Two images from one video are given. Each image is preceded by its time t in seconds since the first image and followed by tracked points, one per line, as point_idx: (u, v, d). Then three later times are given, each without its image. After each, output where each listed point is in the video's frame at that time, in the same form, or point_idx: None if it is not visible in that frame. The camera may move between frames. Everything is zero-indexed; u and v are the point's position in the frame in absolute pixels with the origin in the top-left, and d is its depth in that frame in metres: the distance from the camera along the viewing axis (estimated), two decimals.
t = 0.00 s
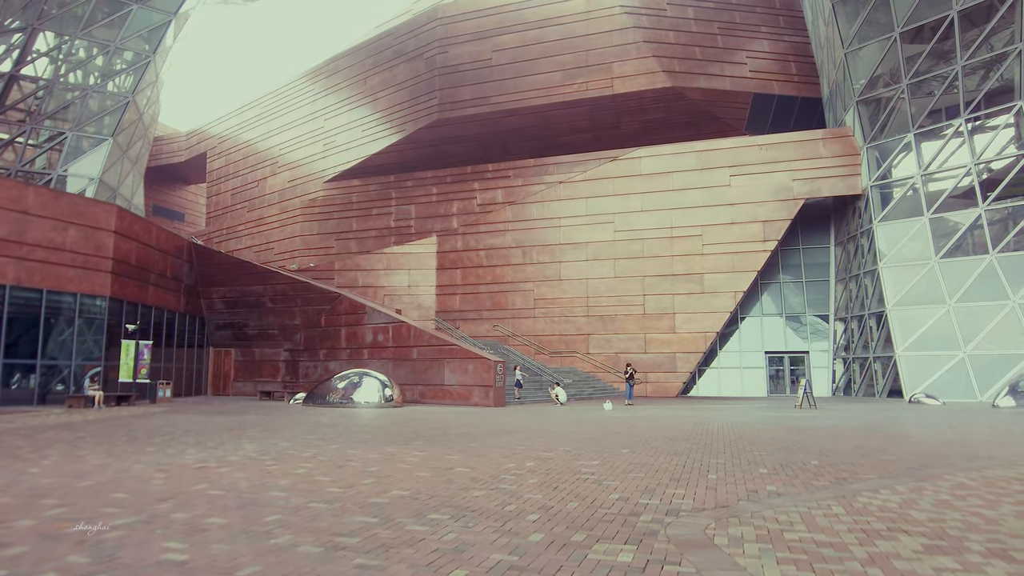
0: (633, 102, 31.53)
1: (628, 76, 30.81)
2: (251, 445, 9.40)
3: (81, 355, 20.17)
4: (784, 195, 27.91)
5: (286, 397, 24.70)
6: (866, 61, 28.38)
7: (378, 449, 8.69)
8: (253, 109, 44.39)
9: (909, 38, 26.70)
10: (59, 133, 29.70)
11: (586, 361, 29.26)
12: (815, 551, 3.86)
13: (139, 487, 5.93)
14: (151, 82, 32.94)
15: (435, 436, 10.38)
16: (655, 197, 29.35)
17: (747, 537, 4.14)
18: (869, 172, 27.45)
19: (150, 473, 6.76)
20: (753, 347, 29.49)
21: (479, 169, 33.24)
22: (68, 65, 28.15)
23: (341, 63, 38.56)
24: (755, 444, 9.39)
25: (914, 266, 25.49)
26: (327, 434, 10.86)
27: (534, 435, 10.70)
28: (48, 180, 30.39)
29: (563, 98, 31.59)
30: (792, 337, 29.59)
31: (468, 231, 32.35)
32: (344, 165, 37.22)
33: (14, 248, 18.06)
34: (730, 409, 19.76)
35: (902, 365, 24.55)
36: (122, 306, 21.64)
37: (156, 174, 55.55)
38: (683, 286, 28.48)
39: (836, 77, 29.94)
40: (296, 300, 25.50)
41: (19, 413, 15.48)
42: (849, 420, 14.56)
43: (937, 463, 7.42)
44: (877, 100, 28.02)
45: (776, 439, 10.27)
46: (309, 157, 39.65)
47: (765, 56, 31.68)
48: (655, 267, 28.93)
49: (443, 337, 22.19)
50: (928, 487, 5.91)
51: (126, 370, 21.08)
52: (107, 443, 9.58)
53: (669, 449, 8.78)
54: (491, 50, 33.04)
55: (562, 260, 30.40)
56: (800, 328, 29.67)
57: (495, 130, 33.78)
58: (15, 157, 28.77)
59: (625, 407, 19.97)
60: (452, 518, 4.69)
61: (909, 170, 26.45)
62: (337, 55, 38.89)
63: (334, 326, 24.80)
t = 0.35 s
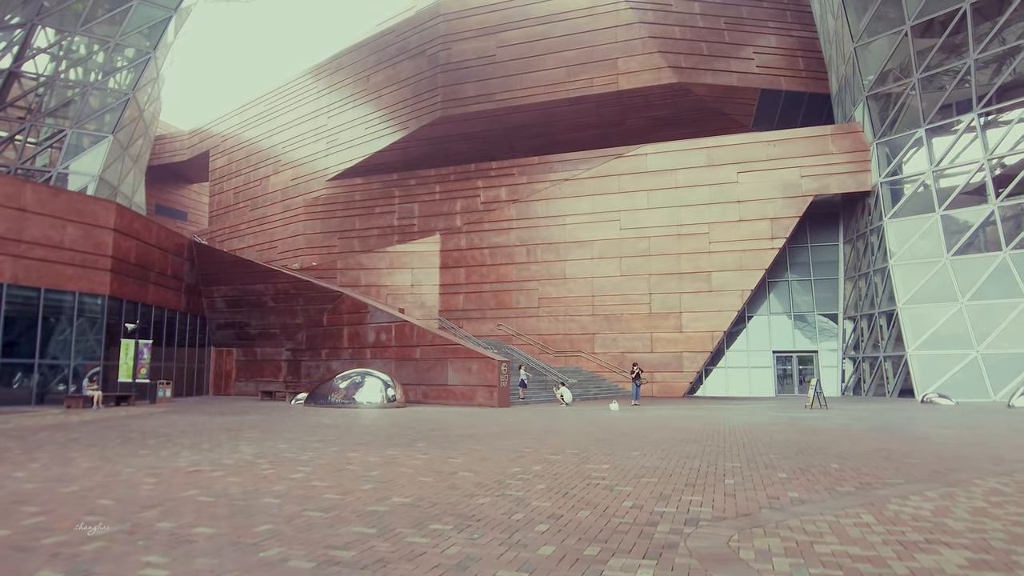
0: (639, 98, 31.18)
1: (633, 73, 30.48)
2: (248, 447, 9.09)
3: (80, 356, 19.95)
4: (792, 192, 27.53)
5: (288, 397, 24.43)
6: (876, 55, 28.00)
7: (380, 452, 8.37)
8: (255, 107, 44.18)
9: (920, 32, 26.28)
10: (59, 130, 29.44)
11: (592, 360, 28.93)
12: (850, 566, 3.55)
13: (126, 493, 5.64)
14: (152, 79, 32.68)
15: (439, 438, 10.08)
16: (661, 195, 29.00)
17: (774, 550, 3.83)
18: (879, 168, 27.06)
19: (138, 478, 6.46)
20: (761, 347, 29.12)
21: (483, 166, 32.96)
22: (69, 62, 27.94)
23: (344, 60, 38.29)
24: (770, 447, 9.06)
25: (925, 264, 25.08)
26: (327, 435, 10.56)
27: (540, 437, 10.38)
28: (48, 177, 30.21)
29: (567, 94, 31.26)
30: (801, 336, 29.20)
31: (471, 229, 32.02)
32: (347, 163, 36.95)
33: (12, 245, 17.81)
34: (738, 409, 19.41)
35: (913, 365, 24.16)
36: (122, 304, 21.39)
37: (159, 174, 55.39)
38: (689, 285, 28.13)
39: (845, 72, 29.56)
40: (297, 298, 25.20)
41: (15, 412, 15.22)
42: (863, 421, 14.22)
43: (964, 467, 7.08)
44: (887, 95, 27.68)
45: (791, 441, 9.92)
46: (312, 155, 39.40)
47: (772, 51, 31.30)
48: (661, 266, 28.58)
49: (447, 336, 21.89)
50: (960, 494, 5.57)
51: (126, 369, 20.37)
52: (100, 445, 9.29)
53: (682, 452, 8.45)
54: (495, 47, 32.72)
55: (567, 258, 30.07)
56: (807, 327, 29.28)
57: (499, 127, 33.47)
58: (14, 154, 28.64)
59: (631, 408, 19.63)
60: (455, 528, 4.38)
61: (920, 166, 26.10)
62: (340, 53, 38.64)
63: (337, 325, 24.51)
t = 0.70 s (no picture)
0: (642, 97, 30.90)
1: (637, 70, 30.19)
2: (244, 449, 8.82)
3: (78, 357, 19.70)
4: (798, 190, 27.20)
5: (288, 398, 24.17)
6: (882, 52, 27.68)
7: (379, 454, 8.10)
8: (256, 107, 43.98)
9: (926, 29, 25.97)
10: (59, 130, 29.14)
11: (595, 361, 28.63)
12: None
13: (111, 498, 5.37)
14: (152, 78, 32.45)
15: (440, 440, 9.81)
16: (664, 193, 28.69)
17: (799, 561, 3.56)
18: (886, 166, 26.70)
19: (126, 481, 6.20)
20: (766, 347, 28.80)
21: (485, 166, 32.75)
22: (68, 60, 27.75)
23: (345, 59, 38.04)
24: (781, 448, 8.78)
25: (934, 262, 24.74)
26: (326, 437, 10.29)
27: (544, 438, 10.11)
28: (47, 178, 29.79)
29: (570, 93, 30.97)
30: (807, 336, 28.86)
31: (473, 229, 31.73)
32: (348, 163, 36.71)
33: (9, 245, 17.57)
34: (745, 409, 19.12)
35: (921, 365, 23.82)
36: (121, 304, 21.14)
37: (160, 174, 55.23)
38: (693, 284, 27.83)
39: (851, 70, 29.21)
40: (298, 298, 24.94)
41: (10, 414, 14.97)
42: (874, 421, 13.92)
43: (986, 470, 6.79)
44: (894, 93, 27.30)
45: (804, 443, 9.62)
46: (313, 155, 39.16)
47: (777, 48, 30.96)
48: (665, 265, 28.28)
49: (449, 336, 21.62)
50: (989, 499, 5.28)
51: (122, 370, 20.15)
52: (91, 447, 9.02)
53: (691, 454, 8.15)
54: (497, 45, 32.46)
55: (570, 257, 29.78)
56: (813, 327, 28.96)
57: (500, 125, 33.21)
58: (13, 154, 28.40)
59: (635, 408, 19.35)
60: (456, 536, 4.11)
61: (928, 164, 25.68)
62: (341, 53, 38.42)
63: (338, 325, 24.27)
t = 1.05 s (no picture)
0: (649, 95, 30.54)
1: (644, 68, 29.84)
2: (241, 455, 8.51)
3: (78, 359, 19.47)
4: (808, 189, 26.79)
5: (293, 400, 23.92)
6: (894, 47, 27.25)
7: (380, 462, 7.77)
8: (261, 108, 43.82)
9: (938, 24, 25.59)
10: (62, 129, 29.15)
11: (603, 362, 28.27)
12: None
13: (94, 512, 5.08)
14: (155, 77, 32.26)
15: (445, 445, 9.50)
16: (672, 192, 28.33)
17: None
18: (898, 164, 26.24)
19: (113, 492, 5.89)
20: (777, 348, 28.37)
21: (491, 166, 32.43)
22: (71, 60, 27.55)
23: (349, 59, 37.82)
24: (799, 455, 8.44)
25: (948, 261, 24.29)
26: (326, 442, 9.97)
27: (552, 443, 9.78)
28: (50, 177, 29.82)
29: (577, 91, 30.62)
30: (818, 337, 28.42)
31: (479, 229, 31.43)
32: (353, 163, 36.47)
33: (8, 245, 17.36)
34: (756, 412, 18.72)
35: (936, 366, 23.37)
36: (122, 306, 20.92)
37: (166, 176, 55.19)
38: (702, 284, 27.44)
39: (862, 66, 28.76)
40: (302, 299, 24.70)
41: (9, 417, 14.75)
42: (893, 424, 13.51)
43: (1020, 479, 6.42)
44: (907, 89, 26.82)
45: (824, 449, 9.24)
46: (318, 155, 38.93)
47: (786, 45, 30.53)
48: (674, 265, 27.90)
49: (455, 337, 21.30)
50: None
51: (124, 372, 19.94)
52: (83, 453, 8.72)
53: (707, 462, 7.79)
54: (503, 43, 32.17)
55: (577, 258, 29.44)
56: (824, 328, 28.52)
57: (506, 124, 32.89)
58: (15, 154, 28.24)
59: (644, 411, 18.98)
60: (460, 556, 3.79)
61: (942, 161, 25.17)
62: (346, 52, 38.19)
63: (342, 326, 24.01)
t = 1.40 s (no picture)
0: (662, 96, 30.22)
1: (656, 69, 29.53)
2: (245, 461, 8.25)
3: (87, 363, 19.37)
4: (825, 189, 26.33)
5: (303, 404, 23.71)
6: (912, 45, 26.77)
7: (388, 468, 7.47)
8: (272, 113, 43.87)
9: (956, 21, 25.01)
10: (74, 134, 29.26)
11: (616, 366, 27.88)
12: None
13: (85, 520, 4.82)
14: (166, 81, 32.21)
15: (456, 450, 9.21)
16: (686, 194, 27.96)
17: None
18: (917, 163, 25.71)
19: (108, 499, 5.63)
20: (793, 351, 27.88)
21: (502, 169, 32.15)
22: (82, 66, 27.59)
23: (360, 63, 37.77)
24: (825, 461, 8.07)
25: (970, 262, 23.74)
26: (333, 448, 9.70)
27: (566, 449, 9.46)
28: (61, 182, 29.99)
29: (589, 93, 30.35)
30: (836, 340, 27.89)
31: (490, 232, 31.19)
32: (364, 167, 36.36)
33: (18, 248, 17.24)
34: (773, 417, 18.27)
35: (959, 370, 22.79)
36: (131, 309, 20.81)
37: (178, 182, 55.40)
38: (717, 287, 27.01)
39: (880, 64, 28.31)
40: (312, 303, 24.53)
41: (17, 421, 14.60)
42: (917, 430, 13.08)
43: None
44: (924, 89, 26.37)
45: (850, 454, 8.86)
46: (329, 159, 38.85)
47: (800, 45, 30.12)
48: (688, 267, 27.50)
49: (466, 341, 21.03)
50: None
51: (133, 377, 19.83)
52: (85, 457, 8.50)
53: (728, 469, 7.44)
54: (514, 46, 31.97)
55: (589, 260, 29.10)
56: (842, 331, 27.99)
57: (518, 127, 32.66)
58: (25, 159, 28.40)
59: (659, 416, 18.60)
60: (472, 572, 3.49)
61: (961, 160, 24.64)
62: (357, 56, 38.12)
63: (352, 330, 23.80)
